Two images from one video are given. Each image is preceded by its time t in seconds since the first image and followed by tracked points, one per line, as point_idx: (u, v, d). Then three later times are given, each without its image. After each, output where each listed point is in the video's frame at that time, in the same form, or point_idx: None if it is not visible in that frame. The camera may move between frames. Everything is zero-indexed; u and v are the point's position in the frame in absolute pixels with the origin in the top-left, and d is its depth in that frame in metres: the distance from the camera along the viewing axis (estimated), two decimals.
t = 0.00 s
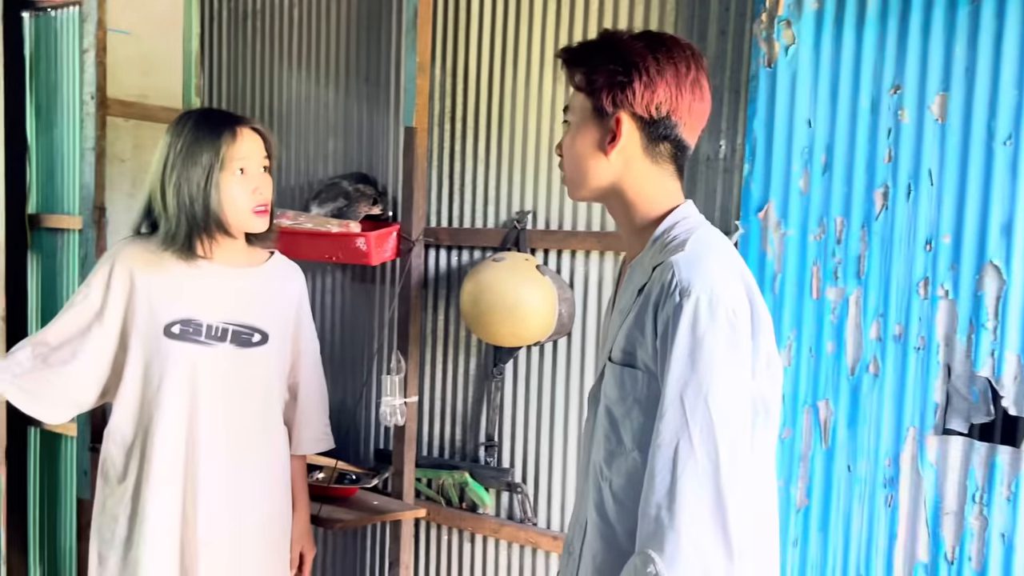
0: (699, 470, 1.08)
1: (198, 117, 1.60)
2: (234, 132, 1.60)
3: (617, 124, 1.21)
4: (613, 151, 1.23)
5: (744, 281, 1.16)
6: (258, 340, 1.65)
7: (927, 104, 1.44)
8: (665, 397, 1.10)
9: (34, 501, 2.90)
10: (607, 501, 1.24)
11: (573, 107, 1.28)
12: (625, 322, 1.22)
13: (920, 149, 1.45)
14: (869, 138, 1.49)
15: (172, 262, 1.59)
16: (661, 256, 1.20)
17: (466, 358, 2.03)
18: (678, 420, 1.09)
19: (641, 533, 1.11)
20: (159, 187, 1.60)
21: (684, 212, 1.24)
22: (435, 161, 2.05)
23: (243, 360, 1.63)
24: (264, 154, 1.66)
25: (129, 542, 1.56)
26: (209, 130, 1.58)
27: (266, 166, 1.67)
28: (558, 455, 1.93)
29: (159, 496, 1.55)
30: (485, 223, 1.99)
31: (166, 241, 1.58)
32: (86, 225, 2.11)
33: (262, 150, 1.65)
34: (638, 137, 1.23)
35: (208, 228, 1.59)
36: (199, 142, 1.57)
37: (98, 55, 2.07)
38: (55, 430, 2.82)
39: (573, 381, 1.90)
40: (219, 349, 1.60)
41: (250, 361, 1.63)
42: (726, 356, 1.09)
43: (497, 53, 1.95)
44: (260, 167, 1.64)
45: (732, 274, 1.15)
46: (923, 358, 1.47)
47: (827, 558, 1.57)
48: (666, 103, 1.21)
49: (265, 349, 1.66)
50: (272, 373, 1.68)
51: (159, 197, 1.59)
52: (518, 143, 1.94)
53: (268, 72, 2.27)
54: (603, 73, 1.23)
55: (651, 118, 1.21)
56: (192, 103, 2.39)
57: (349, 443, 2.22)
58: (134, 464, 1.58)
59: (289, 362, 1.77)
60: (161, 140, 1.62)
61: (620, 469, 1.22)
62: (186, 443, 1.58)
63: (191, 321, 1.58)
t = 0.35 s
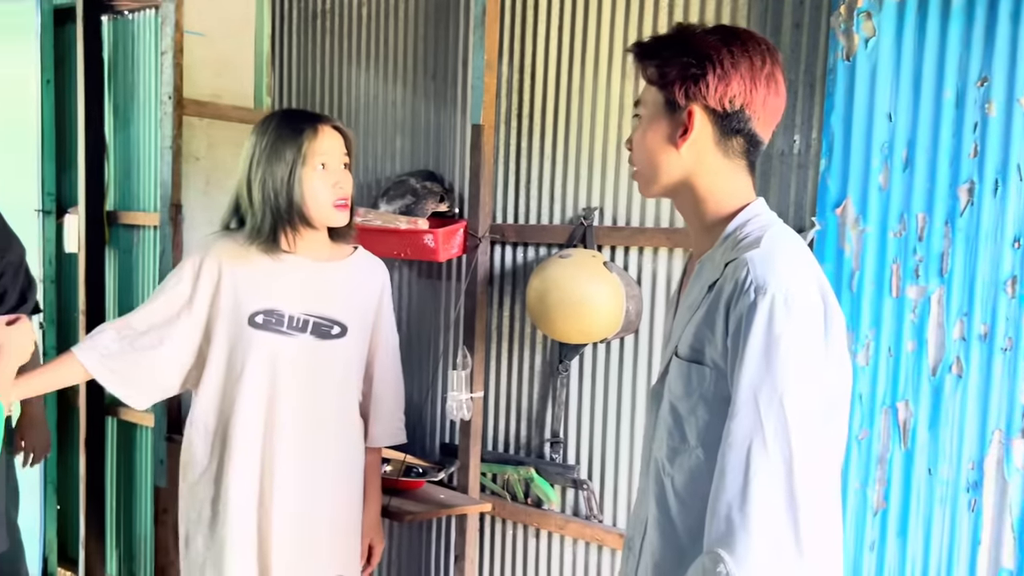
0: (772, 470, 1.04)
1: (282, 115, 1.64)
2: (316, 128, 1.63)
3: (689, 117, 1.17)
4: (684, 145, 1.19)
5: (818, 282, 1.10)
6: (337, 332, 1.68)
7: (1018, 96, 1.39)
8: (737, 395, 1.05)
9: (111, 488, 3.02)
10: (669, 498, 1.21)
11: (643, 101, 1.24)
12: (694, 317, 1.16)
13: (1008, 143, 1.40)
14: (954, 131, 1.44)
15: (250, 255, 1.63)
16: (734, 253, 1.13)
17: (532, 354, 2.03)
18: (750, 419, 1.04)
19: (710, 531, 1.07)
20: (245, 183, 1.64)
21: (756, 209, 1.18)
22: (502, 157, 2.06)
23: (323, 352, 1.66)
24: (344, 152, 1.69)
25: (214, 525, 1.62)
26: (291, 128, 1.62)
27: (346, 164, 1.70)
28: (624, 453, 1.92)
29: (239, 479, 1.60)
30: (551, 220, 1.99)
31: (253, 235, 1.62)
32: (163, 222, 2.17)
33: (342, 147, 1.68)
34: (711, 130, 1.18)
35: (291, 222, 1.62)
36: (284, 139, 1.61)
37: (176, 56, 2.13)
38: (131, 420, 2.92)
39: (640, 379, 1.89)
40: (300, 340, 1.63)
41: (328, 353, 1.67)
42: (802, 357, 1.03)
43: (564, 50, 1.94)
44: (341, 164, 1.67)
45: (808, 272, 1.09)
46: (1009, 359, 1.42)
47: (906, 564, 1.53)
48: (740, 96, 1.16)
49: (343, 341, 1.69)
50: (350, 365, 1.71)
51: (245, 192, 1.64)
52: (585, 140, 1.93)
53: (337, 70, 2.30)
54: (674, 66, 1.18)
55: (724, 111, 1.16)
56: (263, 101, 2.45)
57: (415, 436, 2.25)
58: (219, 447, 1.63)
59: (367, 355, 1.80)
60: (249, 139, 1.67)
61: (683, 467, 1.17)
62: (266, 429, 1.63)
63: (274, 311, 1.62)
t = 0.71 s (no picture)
0: (873, 473, 1.00)
1: (360, 115, 1.73)
2: (393, 125, 1.71)
3: (782, 114, 1.17)
4: (777, 142, 1.19)
5: (920, 282, 1.08)
6: (410, 328, 1.72)
7: None
8: (836, 394, 1.02)
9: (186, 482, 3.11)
10: (761, 496, 1.20)
11: (734, 98, 1.25)
12: (791, 314, 1.15)
13: None
14: None
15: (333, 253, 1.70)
16: (831, 252, 1.12)
17: (603, 352, 2.04)
18: (851, 419, 1.01)
19: (804, 532, 1.04)
20: (327, 180, 1.74)
21: (855, 206, 1.17)
22: (572, 156, 2.07)
23: (396, 347, 1.72)
24: (420, 150, 1.76)
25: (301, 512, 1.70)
26: (369, 127, 1.70)
27: (422, 161, 1.77)
28: (699, 450, 1.91)
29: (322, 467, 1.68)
30: (623, 217, 2.00)
31: (336, 227, 1.72)
32: (241, 223, 2.21)
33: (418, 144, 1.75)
34: (804, 127, 1.18)
35: (370, 212, 1.70)
36: (361, 136, 1.70)
37: (253, 61, 2.18)
38: (204, 416, 3.00)
39: (716, 376, 1.88)
40: (374, 334, 1.69)
41: (401, 348, 1.72)
42: (906, 356, 1.01)
43: (637, 47, 1.94)
44: (416, 160, 1.74)
45: (910, 271, 1.06)
46: None
47: (1001, 564, 1.50)
48: (834, 92, 1.16)
49: (416, 336, 1.74)
50: (423, 362, 1.76)
51: (327, 189, 1.73)
52: (658, 137, 1.93)
53: (406, 71, 2.33)
54: (768, 62, 1.19)
55: (818, 108, 1.16)
56: (333, 103, 2.50)
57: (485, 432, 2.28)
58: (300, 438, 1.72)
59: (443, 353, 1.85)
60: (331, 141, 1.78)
61: (776, 466, 1.17)
62: (342, 421, 1.70)
63: (349, 307, 1.68)
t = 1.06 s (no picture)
0: (983, 466, 1.05)
1: (424, 119, 1.78)
2: (454, 129, 1.76)
3: (875, 113, 1.19)
4: (869, 141, 1.20)
5: None
6: (456, 331, 1.76)
7: None
8: (944, 393, 1.05)
9: (248, 480, 3.18)
10: (858, 494, 1.22)
11: (823, 97, 1.28)
12: (890, 313, 1.20)
13: None
14: None
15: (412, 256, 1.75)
16: (934, 250, 1.15)
17: (672, 350, 2.05)
18: (960, 416, 1.05)
19: (912, 527, 1.07)
20: (388, 182, 1.79)
21: (951, 206, 1.20)
22: (639, 155, 2.08)
23: (442, 348, 1.75)
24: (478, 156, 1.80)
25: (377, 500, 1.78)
26: (431, 130, 1.75)
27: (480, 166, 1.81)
28: (772, 448, 1.91)
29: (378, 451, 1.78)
30: (692, 215, 2.00)
31: (395, 226, 1.79)
32: (310, 225, 2.28)
33: (478, 150, 1.80)
34: (899, 125, 1.19)
35: (429, 212, 1.76)
36: (423, 139, 1.75)
37: (320, 66, 2.22)
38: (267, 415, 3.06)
39: (789, 374, 1.88)
40: (421, 333, 1.73)
41: (447, 349, 1.75)
42: (1013, 353, 1.05)
43: (705, 46, 1.94)
44: (474, 164, 1.78)
45: (1015, 271, 1.09)
46: None
47: None
48: (930, 91, 1.17)
49: (461, 338, 1.77)
50: (468, 364, 1.78)
51: (388, 190, 1.79)
52: (726, 135, 1.93)
53: (468, 73, 2.36)
54: (862, 62, 1.21)
55: (913, 107, 1.18)
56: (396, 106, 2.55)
57: (551, 431, 2.30)
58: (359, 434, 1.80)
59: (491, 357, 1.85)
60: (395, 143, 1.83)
61: (874, 464, 1.20)
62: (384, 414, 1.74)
63: (399, 305, 1.73)
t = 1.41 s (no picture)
0: None
1: (490, 120, 1.80)
2: (516, 133, 1.78)
3: (946, 106, 1.21)
4: (940, 133, 1.22)
5: None
6: (514, 327, 1.79)
7: None
8: (1017, 381, 1.07)
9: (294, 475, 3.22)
10: (930, 480, 1.23)
11: (891, 92, 1.29)
12: (964, 301, 1.21)
13: None
14: None
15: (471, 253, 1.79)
16: (1006, 240, 1.16)
17: (724, 343, 2.06)
18: None
19: (987, 511, 1.09)
20: (450, 181, 1.83)
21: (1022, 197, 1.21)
22: (689, 150, 2.09)
23: (501, 344, 1.79)
24: (539, 158, 1.83)
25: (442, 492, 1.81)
26: (495, 132, 1.78)
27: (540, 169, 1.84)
28: (827, 440, 1.92)
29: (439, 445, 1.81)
30: (744, 209, 2.01)
31: (454, 225, 1.83)
32: (361, 224, 2.30)
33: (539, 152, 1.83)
34: (970, 118, 1.21)
35: (487, 214, 1.79)
36: (486, 142, 1.77)
37: (370, 67, 2.26)
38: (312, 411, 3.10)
39: (845, 365, 1.89)
40: (480, 330, 1.77)
41: (505, 345, 1.79)
42: None
43: (756, 40, 1.96)
44: (535, 167, 1.81)
45: None
46: None
47: None
48: (1001, 84, 1.19)
49: (522, 334, 1.80)
50: (526, 359, 1.81)
51: (449, 190, 1.83)
52: (778, 129, 1.94)
53: (514, 72, 2.39)
54: (933, 56, 1.22)
55: (984, 98, 1.20)
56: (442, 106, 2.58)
57: (600, 424, 2.32)
58: (418, 427, 1.81)
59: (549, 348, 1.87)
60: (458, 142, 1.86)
61: (946, 450, 1.20)
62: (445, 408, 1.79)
63: (459, 303, 1.77)
